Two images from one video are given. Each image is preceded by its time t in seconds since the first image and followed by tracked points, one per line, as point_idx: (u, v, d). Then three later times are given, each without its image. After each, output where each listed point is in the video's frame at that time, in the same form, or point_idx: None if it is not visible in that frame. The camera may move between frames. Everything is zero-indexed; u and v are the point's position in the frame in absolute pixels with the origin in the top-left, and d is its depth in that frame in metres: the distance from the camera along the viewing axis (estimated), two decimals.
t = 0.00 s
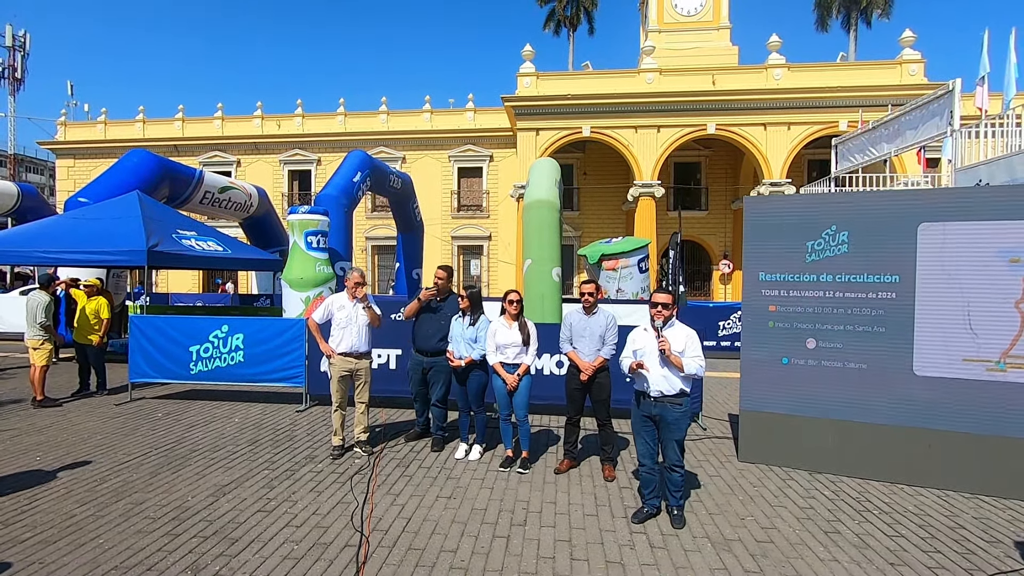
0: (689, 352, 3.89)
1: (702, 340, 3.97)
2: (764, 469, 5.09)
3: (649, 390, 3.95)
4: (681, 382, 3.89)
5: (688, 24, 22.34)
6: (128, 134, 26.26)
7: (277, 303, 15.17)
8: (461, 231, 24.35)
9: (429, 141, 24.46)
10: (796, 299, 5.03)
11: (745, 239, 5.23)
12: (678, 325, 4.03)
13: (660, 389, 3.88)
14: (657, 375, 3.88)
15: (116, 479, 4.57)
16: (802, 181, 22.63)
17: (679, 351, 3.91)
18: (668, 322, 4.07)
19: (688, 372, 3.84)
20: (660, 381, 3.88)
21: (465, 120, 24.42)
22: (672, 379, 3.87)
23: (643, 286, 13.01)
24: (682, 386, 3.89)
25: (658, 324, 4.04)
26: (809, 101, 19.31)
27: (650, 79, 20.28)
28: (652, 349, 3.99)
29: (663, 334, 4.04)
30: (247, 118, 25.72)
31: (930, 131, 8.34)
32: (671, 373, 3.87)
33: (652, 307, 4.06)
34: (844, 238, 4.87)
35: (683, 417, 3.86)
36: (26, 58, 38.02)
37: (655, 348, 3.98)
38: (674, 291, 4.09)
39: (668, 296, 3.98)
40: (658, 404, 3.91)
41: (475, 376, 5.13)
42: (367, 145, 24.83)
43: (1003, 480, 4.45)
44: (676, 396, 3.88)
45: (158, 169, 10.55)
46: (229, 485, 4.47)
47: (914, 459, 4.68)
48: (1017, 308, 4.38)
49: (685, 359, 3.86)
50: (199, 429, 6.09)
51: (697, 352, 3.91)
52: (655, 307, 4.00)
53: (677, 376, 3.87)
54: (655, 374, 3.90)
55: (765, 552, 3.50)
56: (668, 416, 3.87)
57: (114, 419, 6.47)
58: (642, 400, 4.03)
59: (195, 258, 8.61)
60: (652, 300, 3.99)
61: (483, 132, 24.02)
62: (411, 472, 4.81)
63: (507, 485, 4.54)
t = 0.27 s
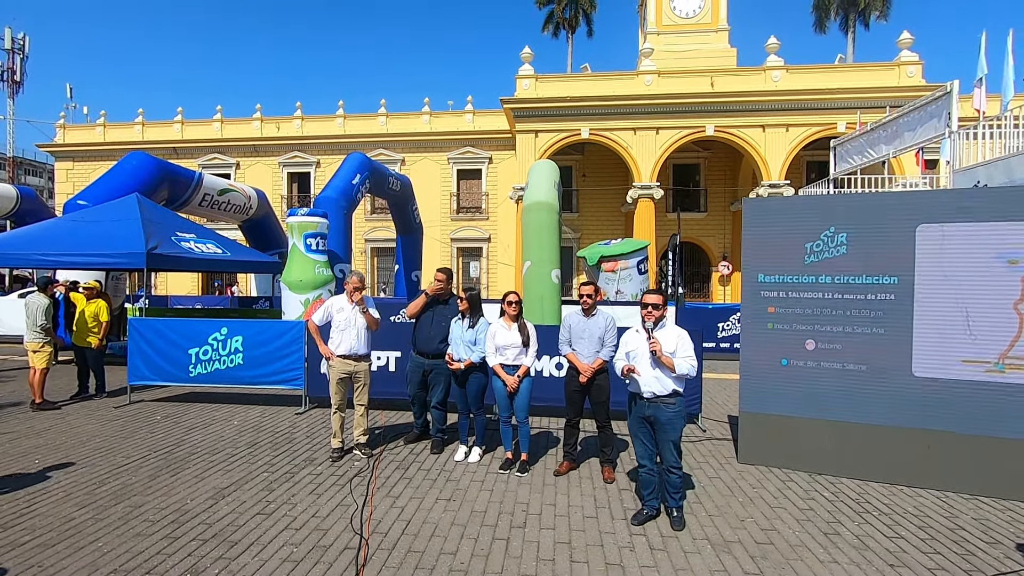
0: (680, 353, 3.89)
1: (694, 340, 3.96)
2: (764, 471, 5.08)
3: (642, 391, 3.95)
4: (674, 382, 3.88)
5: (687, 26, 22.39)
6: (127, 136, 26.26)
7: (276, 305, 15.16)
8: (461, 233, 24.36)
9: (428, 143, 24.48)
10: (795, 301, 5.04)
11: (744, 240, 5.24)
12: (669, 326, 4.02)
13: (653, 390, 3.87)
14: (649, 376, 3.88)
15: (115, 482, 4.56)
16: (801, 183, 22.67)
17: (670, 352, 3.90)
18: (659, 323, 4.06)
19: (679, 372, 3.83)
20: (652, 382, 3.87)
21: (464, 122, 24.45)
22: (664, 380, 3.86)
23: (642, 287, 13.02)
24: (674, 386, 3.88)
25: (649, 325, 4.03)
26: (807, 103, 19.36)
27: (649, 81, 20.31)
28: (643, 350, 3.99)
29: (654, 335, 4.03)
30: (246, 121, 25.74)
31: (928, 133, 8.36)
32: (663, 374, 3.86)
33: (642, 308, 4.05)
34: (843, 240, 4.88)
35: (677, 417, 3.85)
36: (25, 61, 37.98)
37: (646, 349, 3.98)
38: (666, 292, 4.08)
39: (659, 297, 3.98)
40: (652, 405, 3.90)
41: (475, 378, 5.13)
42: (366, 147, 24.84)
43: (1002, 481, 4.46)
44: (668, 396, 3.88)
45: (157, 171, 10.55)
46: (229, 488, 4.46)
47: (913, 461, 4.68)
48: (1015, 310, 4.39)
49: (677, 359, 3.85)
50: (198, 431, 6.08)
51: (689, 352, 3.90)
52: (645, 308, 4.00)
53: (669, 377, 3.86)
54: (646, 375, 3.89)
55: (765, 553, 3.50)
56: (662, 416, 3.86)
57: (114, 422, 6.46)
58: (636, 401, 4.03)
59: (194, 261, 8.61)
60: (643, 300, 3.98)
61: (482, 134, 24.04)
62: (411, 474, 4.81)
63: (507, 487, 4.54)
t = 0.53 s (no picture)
0: (674, 355, 3.88)
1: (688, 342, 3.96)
2: (764, 472, 5.08)
3: (638, 393, 3.94)
4: (669, 384, 3.87)
5: (686, 29, 22.44)
6: (126, 138, 26.27)
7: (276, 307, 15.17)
8: (460, 235, 24.36)
9: (428, 146, 24.51)
10: (794, 302, 5.04)
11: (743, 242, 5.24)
12: (662, 328, 4.02)
13: (648, 391, 3.87)
14: (644, 378, 3.89)
15: (115, 485, 4.56)
16: (800, 184, 22.71)
17: (664, 354, 3.89)
18: (652, 326, 4.07)
19: (673, 374, 3.81)
20: (647, 384, 3.87)
21: (463, 124, 24.48)
22: (658, 381, 3.85)
23: (642, 289, 13.03)
24: (669, 388, 3.86)
25: (643, 327, 4.05)
26: (806, 104, 19.39)
27: (648, 83, 20.35)
28: (638, 352, 4.01)
29: (648, 337, 4.04)
30: (245, 123, 25.76)
31: (926, 134, 8.38)
32: (657, 376, 3.85)
33: (635, 311, 4.07)
34: (842, 241, 4.88)
35: (674, 418, 3.84)
36: (24, 64, 38.00)
37: (640, 352, 4.00)
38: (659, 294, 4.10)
39: (651, 299, 3.99)
40: (648, 407, 3.90)
41: (475, 380, 5.15)
42: (365, 149, 24.86)
43: (1002, 482, 4.45)
44: (664, 398, 3.86)
45: (156, 174, 10.57)
46: (228, 491, 4.45)
47: (913, 463, 4.68)
48: (1014, 311, 4.40)
49: (671, 360, 3.84)
50: (197, 434, 6.08)
51: (683, 353, 3.90)
52: (638, 311, 4.02)
53: (664, 379, 3.85)
54: (640, 378, 3.90)
55: (765, 555, 3.50)
56: (659, 417, 3.85)
57: (113, 425, 6.46)
58: (633, 404, 4.02)
59: (193, 263, 8.61)
60: (636, 303, 4.00)
61: (482, 136, 24.07)
62: (411, 477, 4.80)
63: (507, 489, 4.54)
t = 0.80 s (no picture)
0: (671, 357, 3.87)
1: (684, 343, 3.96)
2: (763, 473, 5.08)
3: (636, 396, 3.94)
4: (667, 386, 3.87)
5: (684, 30, 22.48)
6: (125, 140, 26.27)
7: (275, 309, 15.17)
8: (459, 236, 24.37)
9: (427, 147, 24.53)
10: (794, 303, 5.05)
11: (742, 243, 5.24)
12: (658, 329, 4.03)
13: (646, 393, 3.87)
14: (642, 380, 3.88)
15: (114, 487, 4.55)
16: (799, 185, 22.74)
17: (661, 356, 3.88)
18: (648, 327, 4.07)
19: (671, 375, 3.83)
20: (645, 386, 3.87)
21: (462, 125, 24.50)
22: (657, 383, 3.85)
23: (641, 290, 13.03)
24: (668, 389, 3.86)
25: (639, 330, 4.05)
26: (804, 106, 19.42)
27: (647, 84, 20.38)
28: (634, 355, 3.99)
29: (644, 339, 4.03)
30: (245, 125, 25.77)
31: (925, 136, 8.39)
32: (655, 378, 3.86)
33: (631, 313, 4.06)
34: (841, 243, 4.88)
35: (672, 419, 3.84)
36: (23, 66, 38.01)
37: (636, 354, 3.98)
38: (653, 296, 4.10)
39: (646, 302, 3.99)
40: (647, 408, 3.89)
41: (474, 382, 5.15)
42: (365, 151, 24.88)
43: (1002, 483, 4.45)
44: (663, 400, 3.86)
45: (156, 176, 10.57)
46: (228, 493, 4.45)
47: (913, 464, 4.68)
48: (1013, 312, 4.40)
49: (668, 362, 3.84)
50: (197, 436, 6.07)
51: (680, 355, 3.90)
52: (633, 314, 4.01)
53: (662, 380, 3.85)
54: (638, 381, 3.89)
55: (765, 556, 3.50)
56: (658, 419, 3.85)
57: (112, 427, 6.45)
58: (631, 406, 4.01)
59: (193, 265, 8.60)
60: (631, 306, 4.00)
61: (481, 138, 24.08)
62: (410, 478, 4.80)
63: (507, 491, 4.53)
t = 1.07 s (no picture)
0: (673, 357, 3.87)
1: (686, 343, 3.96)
2: (764, 473, 5.08)
3: (637, 396, 3.93)
4: (668, 386, 3.87)
5: (684, 31, 22.49)
6: (125, 141, 26.27)
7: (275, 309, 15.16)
8: (459, 237, 24.37)
9: (426, 148, 24.54)
10: (794, 303, 5.04)
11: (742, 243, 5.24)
12: (660, 330, 4.02)
13: (647, 393, 3.86)
14: (642, 381, 3.88)
15: (114, 488, 4.54)
16: (798, 186, 22.75)
17: (662, 357, 3.87)
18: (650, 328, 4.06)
19: (672, 376, 3.83)
20: (645, 386, 3.86)
21: (462, 126, 24.50)
22: (657, 383, 3.85)
23: (641, 290, 13.03)
24: (668, 390, 3.86)
25: (641, 330, 4.04)
26: (804, 106, 19.42)
27: (647, 85, 20.39)
28: (636, 355, 3.98)
29: (646, 339, 4.03)
30: (244, 125, 25.77)
31: (925, 136, 8.39)
32: (656, 378, 3.85)
33: (633, 313, 4.05)
34: (841, 242, 4.89)
35: (672, 420, 3.83)
36: (23, 67, 38.03)
37: (638, 354, 3.98)
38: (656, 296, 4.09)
39: (649, 302, 3.98)
40: (647, 409, 3.89)
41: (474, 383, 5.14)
42: (364, 151, 24.88)
43: (1002, 483, 4.45)
44: (663, 400, 3.86)
45: (156, 176, 10.57)
46: (227, 494, 4.44)
47: (913, 464, 4.68)
48: (1013, 311, 4.40)
49: (670, 363, 3.84)
50: (196, 436, 6.06)
51: (681, 355, 3.89)
52: (636, 314, 4.01)
53: (663, 381, 3.85)
54: (639, 381, 3.89)
55: (765, 556, 3.49)
56: (658, 419, 3.84)
57: (112, 427, 6.44)
58: (631, 406, 4.01)
59: (192, 266, 8.60)
60: (634, 306, 3.99)
61: (480, 138, 24.09)
62: (410, 479, 4.80)
63: (507, 491, 4.53)
